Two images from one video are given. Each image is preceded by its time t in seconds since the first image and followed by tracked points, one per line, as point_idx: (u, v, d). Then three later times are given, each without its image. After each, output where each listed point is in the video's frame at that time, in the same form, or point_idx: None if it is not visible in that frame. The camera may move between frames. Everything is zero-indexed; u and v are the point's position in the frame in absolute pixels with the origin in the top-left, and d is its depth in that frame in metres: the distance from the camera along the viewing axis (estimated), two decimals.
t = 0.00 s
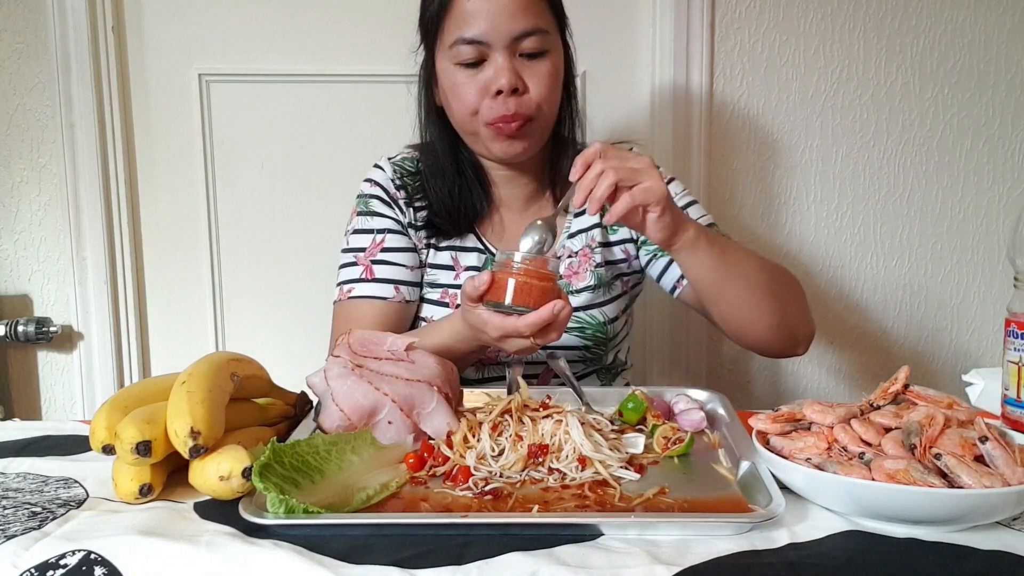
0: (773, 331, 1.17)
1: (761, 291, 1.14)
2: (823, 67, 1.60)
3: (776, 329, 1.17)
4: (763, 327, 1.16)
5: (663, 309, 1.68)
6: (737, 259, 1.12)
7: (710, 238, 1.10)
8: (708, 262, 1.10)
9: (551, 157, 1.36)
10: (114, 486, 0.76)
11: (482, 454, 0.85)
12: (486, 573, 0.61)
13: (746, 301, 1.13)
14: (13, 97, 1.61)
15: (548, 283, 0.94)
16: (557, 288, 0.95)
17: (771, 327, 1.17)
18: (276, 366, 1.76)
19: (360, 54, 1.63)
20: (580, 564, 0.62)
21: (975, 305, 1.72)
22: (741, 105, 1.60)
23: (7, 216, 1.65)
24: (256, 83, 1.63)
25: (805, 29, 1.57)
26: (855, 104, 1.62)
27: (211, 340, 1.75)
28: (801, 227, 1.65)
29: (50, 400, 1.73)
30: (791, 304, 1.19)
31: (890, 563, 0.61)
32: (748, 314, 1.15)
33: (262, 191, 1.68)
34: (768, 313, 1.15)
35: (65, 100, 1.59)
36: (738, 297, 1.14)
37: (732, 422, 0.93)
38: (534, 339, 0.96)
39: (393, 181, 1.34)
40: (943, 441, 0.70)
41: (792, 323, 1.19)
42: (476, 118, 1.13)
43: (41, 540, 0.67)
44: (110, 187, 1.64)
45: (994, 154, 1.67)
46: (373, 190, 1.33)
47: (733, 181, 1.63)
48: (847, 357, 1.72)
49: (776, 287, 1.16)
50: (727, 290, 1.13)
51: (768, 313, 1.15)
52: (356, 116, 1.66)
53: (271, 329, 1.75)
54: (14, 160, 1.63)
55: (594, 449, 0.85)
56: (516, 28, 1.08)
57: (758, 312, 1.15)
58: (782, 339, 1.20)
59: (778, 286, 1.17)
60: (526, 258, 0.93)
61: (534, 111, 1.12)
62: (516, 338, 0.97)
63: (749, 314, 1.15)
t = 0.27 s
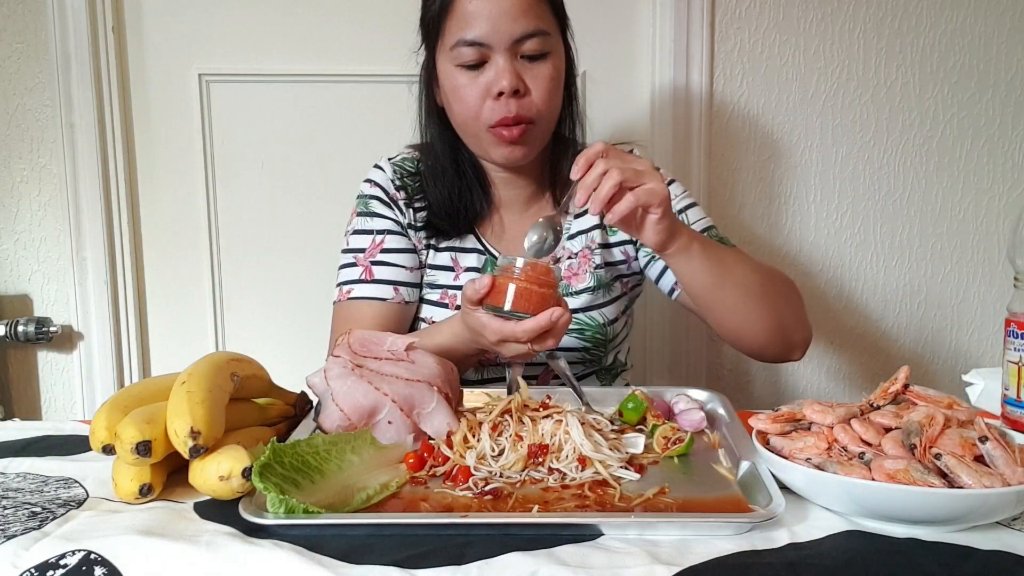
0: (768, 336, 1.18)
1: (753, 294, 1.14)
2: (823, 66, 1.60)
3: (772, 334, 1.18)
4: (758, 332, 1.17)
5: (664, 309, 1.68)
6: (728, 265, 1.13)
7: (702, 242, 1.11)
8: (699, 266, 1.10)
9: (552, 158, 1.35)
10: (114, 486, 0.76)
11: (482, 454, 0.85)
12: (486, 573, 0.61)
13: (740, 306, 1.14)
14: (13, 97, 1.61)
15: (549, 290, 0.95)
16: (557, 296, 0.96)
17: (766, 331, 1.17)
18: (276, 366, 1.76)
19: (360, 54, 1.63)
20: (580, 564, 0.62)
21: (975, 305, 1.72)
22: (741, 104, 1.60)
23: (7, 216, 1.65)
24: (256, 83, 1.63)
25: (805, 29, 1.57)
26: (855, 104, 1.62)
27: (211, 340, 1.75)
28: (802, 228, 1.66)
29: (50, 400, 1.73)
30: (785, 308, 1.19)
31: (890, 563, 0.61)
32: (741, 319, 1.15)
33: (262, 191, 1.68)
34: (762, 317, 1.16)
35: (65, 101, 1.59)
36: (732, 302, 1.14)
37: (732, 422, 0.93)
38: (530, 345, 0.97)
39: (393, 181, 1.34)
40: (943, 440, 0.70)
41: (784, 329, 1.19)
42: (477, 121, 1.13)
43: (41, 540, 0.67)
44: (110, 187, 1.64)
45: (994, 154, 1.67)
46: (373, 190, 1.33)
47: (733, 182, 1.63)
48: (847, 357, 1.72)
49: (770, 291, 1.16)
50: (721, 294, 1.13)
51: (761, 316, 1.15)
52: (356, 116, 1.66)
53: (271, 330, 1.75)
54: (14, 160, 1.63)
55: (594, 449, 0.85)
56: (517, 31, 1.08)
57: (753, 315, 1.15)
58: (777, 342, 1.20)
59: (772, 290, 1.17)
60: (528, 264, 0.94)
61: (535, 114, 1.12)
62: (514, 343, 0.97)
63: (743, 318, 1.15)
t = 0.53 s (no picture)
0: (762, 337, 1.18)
1: (743, 298, 1.14)
2: (823, 66, 1.60)
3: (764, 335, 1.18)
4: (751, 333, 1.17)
5: (664, 309, 1.68)
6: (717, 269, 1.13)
7: (688, 248, 1.11)
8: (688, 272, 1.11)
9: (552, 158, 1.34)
10: (114, 486, 0.76)
11: (482, 454, 0.85)
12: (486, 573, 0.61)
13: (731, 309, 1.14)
14: (13, 96, 1.61)
15: (553, 303, 0.92)
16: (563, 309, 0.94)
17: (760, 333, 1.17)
18: (276, 366, 1.76)
19: (360, 55, 1.63)
20: (580, 564, 0.62)
21: (975, 305, 1.72)
22: (741, 104, 1.60)
23: (7, 216, 1.65)
24: (256, 83, 1.63)
25: (805, 29, 1.57)
26: (855, 104, 1.62)
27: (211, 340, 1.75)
28: (802, 229, 1.66)
29: (50, 400, 1.73)
30: (779, 308, 1.19)
31: (890, 563, 0.61)
32: (733, 322, 1.15)
33: (263, 192, 1.68)
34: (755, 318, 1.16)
35: (65, 101, 1.59)
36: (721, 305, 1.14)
37: (732, 422, 0.93)
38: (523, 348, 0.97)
39: (393, 181, 1.34)
40: (943, 440, 0.70)
41: (778, 330, 1.19)
42: (478, 122, 1.13)
43: (41, 540, 0.67)
44: (110, 187, 1.64)
45: (994, 154, 1.67)
46: (373, 190, 1.33)
47: (733, 182, 1.63)
48: (847, 357, 1.72)
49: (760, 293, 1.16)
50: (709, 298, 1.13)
51: (754, 317, 1.16)
52: (357, 116, 1.66)
53: (272, 330, 1.75)
54: (14, 160, 1.63)
55: (594, 449, 0.85)
56: (519, 31, 1.08)
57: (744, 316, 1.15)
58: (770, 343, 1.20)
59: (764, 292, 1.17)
60: (538, 275, 0.92)
61: (536, 116, 1.12)
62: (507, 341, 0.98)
63: (735, 320, 1.15)
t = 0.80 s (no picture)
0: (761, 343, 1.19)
1: (741, 307, 1.14)
2: (823, 66, 1.60)
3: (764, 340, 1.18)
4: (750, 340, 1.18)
5: (664, 309, 1.68)
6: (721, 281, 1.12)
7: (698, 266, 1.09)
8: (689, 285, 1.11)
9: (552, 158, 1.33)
10: (114, 486, 0.76)
11: (482, 454, 0.85)
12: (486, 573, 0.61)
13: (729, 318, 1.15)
14: (13, 97, 1.61)
15: (551, 309, 0.92)
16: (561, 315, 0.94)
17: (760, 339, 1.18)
18: (276, 366, 1.76)
19: (361, 54, 1.63)
20: (580, 564, 0.62)
21: (975, 305, 1.72)
22: (741, 104, 1.60)
23: (7, 216, 1.65)
24: (256, 83, 1.63)
25: (805, 29, 1.57)
26: (855, 104, 1.62)
27: (211, 340, 1.75)
28: (801, 229, 1.66)
29: (50, 400, 1.73)
30: (779, 314, 1.19)
31: (890, 563, 0.61)
32: (732, 330, 1.16)
33: (263, 191, 1.68)
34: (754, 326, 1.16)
35: (65, 101, 1.59)
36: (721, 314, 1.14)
37: (732, 422, 0.93)
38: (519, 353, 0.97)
39: (393, 181, 1.34)
40: (943, 440, 0.70)
41: (778, 335, 1.19)
42: (476, 123, 1.13)
43: (41, 540, 0.67)
44: (110, 187, 1.64)
45: (994, 154, 1.67)
46: (371, 190, 1.33)
47: (733, 182, 1.63)
48: (847, 357, 1.72)
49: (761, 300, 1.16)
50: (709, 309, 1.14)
51: (753, 325, 1.16)
52: (357, 115, 1.66)
53: (272, 330, 1.75)
54: (14, 159, 1.63)
55: (594, 449, 0.85)
56: (517, 31, 1.08)
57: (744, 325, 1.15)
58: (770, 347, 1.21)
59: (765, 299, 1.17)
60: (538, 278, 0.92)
61: (535, 116, 1.12)
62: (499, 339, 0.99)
63: (734, 328, 1.16)
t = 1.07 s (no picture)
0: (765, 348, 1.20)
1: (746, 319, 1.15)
2: (823, 66, 1.60)
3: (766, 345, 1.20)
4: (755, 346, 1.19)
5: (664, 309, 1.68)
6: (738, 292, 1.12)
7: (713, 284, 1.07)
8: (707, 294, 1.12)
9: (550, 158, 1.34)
10: (114, 486, 0.76)
11: (482, 454, 0.85)
12: (486, 573, 0.61)
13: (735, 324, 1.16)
14: (14, 97, 1.61)
15: (548, 312, 0.93)
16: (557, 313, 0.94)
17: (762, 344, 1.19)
18: (276, 366, 1.76)
19: (361, 54, 1.63)
20: (580, 564, 0.62)
21: (975, 305, 1.72)
22: (741, 104, 1.60)
23: (7, 216, 1.65)
24: (256, 83, 1.63)
25: (804, 29, 1.57)
26: (855, 104, 1.62)
27: (211, 340, 1.75)
28: (801, 229, 1.66)
29: (50, 400, 1.73)
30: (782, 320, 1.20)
31: (890, 563, 0.61)
32: (737, 337, 1.17)
33: (263, 191, 1.68)
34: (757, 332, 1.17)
35: (65, 101, 1.59)
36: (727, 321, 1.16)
37: (731, 422, 0.93)
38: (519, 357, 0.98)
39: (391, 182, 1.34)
40: (943, 440, 0.69)
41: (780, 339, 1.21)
42: (474, 123, 1.13)
43: (41, 540, 0.67)
44: (110, 187, 1.64)
45: (994, 154, 1.67)
46: (370, 191, 1.32)
47: (733, 182, 1.63)
48: (847, 357, 1.72)
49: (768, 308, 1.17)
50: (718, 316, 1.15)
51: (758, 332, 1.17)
52: (356, 115, 1.66)
53: (272, 329, 1.75)
54: (14, 160, 1.63)
55: (595, 449, 0.85)
56: (515, 31, 1.08)
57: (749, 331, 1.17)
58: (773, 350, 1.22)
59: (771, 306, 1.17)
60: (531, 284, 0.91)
61: (533, 116, 1.12)
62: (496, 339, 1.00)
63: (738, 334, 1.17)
